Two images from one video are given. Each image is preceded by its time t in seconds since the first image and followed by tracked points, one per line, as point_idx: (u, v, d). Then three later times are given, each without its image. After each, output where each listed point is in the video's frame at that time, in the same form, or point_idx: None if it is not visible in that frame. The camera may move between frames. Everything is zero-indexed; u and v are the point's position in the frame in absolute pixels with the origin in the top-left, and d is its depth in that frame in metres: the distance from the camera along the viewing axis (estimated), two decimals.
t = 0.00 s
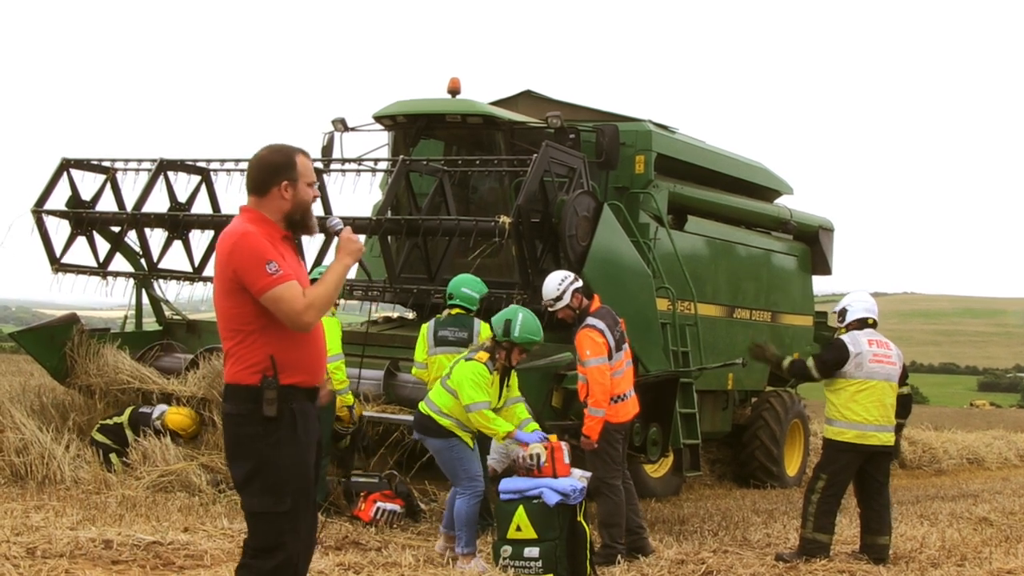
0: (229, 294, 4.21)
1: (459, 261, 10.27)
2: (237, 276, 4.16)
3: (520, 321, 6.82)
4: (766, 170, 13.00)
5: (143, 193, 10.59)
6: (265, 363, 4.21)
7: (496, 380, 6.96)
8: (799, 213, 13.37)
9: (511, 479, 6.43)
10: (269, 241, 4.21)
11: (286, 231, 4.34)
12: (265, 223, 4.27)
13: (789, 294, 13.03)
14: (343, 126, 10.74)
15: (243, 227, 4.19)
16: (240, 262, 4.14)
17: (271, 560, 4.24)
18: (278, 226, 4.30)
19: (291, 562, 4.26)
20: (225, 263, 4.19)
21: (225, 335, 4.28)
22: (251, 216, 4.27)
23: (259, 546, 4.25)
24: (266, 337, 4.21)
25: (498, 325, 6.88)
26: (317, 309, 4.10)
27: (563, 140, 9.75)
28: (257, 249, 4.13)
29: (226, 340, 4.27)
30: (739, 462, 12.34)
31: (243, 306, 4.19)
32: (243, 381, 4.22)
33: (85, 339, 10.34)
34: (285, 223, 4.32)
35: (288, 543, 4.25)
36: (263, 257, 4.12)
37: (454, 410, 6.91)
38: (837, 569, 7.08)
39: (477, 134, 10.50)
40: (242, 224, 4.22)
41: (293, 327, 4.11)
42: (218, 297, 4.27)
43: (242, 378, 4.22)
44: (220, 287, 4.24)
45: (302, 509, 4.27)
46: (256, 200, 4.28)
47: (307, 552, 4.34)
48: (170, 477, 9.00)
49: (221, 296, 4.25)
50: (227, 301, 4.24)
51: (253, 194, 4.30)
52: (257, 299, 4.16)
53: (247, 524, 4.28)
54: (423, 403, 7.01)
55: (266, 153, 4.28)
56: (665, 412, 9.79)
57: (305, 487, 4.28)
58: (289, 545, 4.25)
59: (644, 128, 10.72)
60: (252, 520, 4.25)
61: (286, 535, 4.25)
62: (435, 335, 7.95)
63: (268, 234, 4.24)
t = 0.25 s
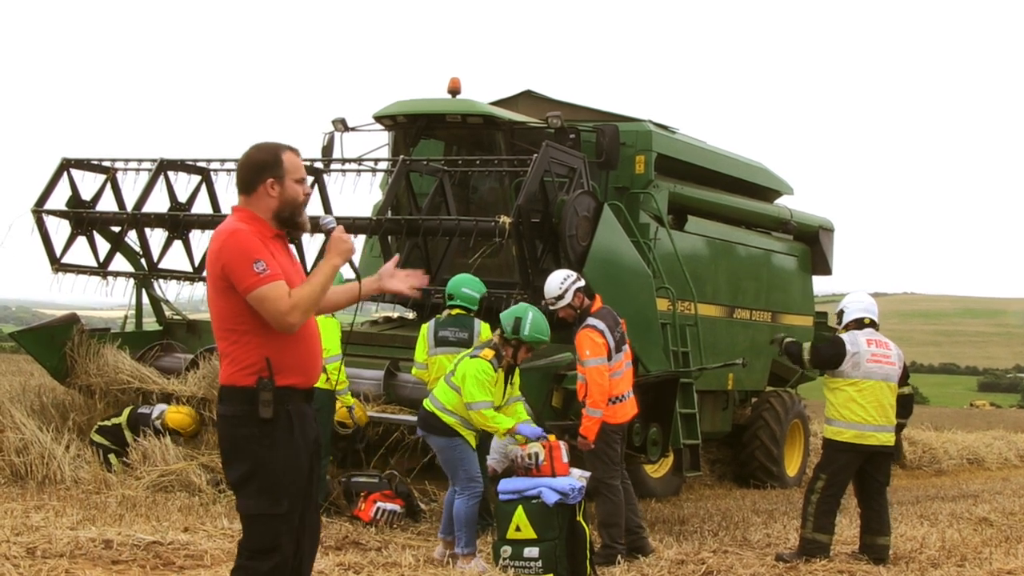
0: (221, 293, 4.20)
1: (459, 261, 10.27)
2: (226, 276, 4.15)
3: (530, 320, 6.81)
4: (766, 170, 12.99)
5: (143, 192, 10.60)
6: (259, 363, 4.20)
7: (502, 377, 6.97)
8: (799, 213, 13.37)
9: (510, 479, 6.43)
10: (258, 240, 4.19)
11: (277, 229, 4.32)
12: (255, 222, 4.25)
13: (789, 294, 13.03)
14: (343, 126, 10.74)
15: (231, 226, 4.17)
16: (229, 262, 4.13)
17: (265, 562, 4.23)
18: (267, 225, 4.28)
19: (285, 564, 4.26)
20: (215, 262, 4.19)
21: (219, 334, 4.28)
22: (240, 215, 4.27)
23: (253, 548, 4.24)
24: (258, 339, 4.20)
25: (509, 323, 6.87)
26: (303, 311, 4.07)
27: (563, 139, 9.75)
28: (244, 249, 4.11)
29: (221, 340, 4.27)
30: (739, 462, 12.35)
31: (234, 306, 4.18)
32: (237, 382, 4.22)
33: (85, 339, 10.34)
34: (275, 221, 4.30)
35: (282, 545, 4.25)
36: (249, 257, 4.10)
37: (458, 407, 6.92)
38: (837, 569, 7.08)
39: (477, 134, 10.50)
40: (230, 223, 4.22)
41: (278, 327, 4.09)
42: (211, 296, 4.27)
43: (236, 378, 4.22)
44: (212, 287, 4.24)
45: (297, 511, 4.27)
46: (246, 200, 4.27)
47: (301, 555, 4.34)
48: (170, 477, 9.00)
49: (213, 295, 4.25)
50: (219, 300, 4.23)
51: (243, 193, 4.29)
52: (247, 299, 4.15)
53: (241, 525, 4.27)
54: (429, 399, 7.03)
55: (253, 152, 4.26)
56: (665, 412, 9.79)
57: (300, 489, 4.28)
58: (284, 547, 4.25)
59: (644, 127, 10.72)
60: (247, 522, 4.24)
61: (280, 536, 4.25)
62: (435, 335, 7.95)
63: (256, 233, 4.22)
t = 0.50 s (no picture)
0: (212, 293, 4.20)
1: (459, 261, 10.27)
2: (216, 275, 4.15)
3: (538, 322, 6.87)
4: (766, 170, 12.99)
5: (143, 193, 10.60)
6: (251, 363, 4.20)
7: (508, 377, 6.98)
8: (799, 213, 13.37)
9: (511, 479, 6.43)
10: (248, 239, 4.19)
11: (269, 228, 4.32)
12: (246, 221, 4.26)
13: (789, 294, 13.03)
14: (343, 127, 10.74)
15: (220, 226, 4.18)
16: (217, 261, 4.13)
17: (259, 564, 4.21)
18: (258, 224, 4.28)
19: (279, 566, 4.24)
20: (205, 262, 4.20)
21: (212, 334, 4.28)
22: (230, 215, 4.28)
23: (247, 550, 4.22)
24: (249, 339, 4.19)
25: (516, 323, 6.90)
26: (290, 310, 4.06)
27: (563, 139, 9.74)
28: (233, 248, 4.11)
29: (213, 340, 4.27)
30: (739, 462, 12.35)
31: (224, 306, 4.18)
32: (231, 383, 4.21)
33: (85, 339, 10.34)
34: (266, 221, 4.30)
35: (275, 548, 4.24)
36: (238, 255, 4.10)
37: (462, 407, 6.91)
38: (837, 569, 7.08)
39: (477, 135, 10.50)
40: (221, 223, 4.23)
41: (266, 327, 4.08)
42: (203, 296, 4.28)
43: (229, 379, 4.21)
44: (203, 287, 4.24)
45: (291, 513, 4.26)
46: (236, 199, 4.29)
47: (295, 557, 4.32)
48: (170, 477, 9.01)
49: (205, 295, 4.25)
50: (211, 300, 4.24)
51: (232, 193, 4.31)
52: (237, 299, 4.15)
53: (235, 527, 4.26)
54: (433, 400, 7.02)
55: (241, 152, 4.27)
56: (665, 412, 9.79)
57: (293, 492, 4.27)
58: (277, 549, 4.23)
59: (644, 128, 10.72)
60: (241, 524, 4.23)
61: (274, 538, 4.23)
62: (436, 336, 7.94)
63: (246, 232, 4.23)
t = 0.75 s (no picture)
0: (210, 292, 4.21)
1: (459, 261, 10.27)
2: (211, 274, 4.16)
3: (541, 322, 6.87)
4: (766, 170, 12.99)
5: (143, 193, 10.60)
6: (247, 364, 4.20)
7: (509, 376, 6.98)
8: (799, 213, 13.37)
9: (510, 478, 6.43)
10: (246, 240, 4.18)
11: (270, 229, 4.32)
12: (247, 222, 4.26)
13: (789, 294, 13.02)
14: (343, 126, 10.74)
15: (219, 226, 4.18)
16: (214, 261, 4.13)
17: (256, 564, 4.22)
18: (258, 225, 4.28)
19: (277, 566, 4.24)
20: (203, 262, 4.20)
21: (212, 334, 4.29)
22: (231, 215, 4.28)
23: (245, 549, 4.23)
24: (245, 340, 4.19)
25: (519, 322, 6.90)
26: (283, 312, 4.03)
27: (563, 139, 9.74)
28: (229, 248, 4.11)
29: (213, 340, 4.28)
30: (739, 462, 12.35)
31: (221, 307, 4.18)
32: (229, 383, 4.22)
33: (85, 339, 10.35)
34: (267, 222, 4.30)
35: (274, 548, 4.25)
36: (234, 256, 4.09)
37: (464, 405, 6.91)
38: (837, 569, 7.08)
39: (477, 134, 10.50)
40: (221, 223, 4.24)
41: (259, 328, 4.07)
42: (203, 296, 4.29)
43: (228, 379, 4.22)
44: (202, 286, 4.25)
45: (288, 514, 4.25)
46: (238, 199, 4.29)
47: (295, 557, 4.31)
48: (170, 477, 9.01)
49: (204, 295, 4.26)
50: (209, 300, 4.24)
51: (235, 193, 4.31)
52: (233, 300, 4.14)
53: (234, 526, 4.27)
54: (433, 399, 7.01)
55: (246, 151, 4.27)
56: (665, 412, 9.79)
57: (292, 493, 4.25)
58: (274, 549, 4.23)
59: (644, 128, 10.72)
60: (240, 524, 4.23)
61: (271, 538, 4.23)
62: (438, 336, 7.94)
63: (246, 233, 4.22)
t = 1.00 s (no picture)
0: (224, 293, 4.21)
1: (459, 261, 10.27)
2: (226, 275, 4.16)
3: (541, 321, 6.87)
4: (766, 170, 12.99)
5: (142, 193, 10.60)
6: (261, 365, 4.20)
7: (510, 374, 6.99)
8: (799, 213, 13.37)
9: (510, 478, 6.43)
10: (261, 241, 4.19)
11: (285, 232, 4.32)
12: (262, 224, 4.26)
13: (789, 294, 13.03)
14: (343, 126, 10.74)
15: (235, 226, 4.19)
16: (229, 262, 4.13)
17: (261, 566, 4.21)
18: (274, 227, 4.29)
19: (282, 569, 4.24)
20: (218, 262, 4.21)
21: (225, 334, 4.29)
22: (247, 217, 4.29)
23: (250, 550, 4.22)
24: (259, 341, 4.19)
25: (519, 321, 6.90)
26: (297, 312, 4.03)
27: (563, 139, 9.74)
28: (244, 249, 4.11)
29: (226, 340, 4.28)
30: (739, 462, 12.35)
31: (235, 307, 4.19)
32: (242, 384, 4.22)
33: (85, 339, 10.35)
34: (282, 224, 4.30)
35: (280, 551, 4.24)
36: (248, 257, 4.10)
37: (465, 404, 6.92)
38: (837, 569, 7.07)
39: (477, 135, 10.50)
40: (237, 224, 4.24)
41: (272, 329, 4.06)
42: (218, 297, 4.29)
43: (241, 380, 4.22)
44: (217, 287, 4.25)
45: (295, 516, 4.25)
46: (255, 201, 4.30)
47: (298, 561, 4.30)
48: (170, 477, 9.01)
49: (219, 296, 4.26)
50: (224, 301, 4.25)
51: (251, 195, 4.32)
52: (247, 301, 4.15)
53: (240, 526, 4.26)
54: (434, 398, 7.02)
55: (262, 153, 4.28)
56: (665, 412, 9.79)
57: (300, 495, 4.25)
58: (280, 551, 4.23)
59: (644, 127, 10.72)
60: (247, 524, 4.23)
61: (278, 540, 4.23)
62: (440, 337, 7.92)
63: (261, 234, 4.23)
